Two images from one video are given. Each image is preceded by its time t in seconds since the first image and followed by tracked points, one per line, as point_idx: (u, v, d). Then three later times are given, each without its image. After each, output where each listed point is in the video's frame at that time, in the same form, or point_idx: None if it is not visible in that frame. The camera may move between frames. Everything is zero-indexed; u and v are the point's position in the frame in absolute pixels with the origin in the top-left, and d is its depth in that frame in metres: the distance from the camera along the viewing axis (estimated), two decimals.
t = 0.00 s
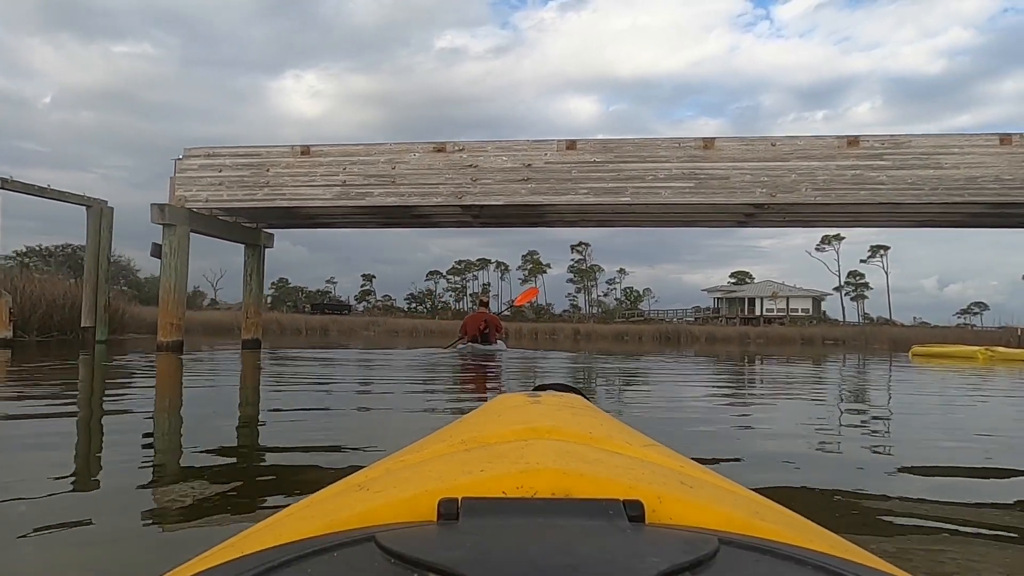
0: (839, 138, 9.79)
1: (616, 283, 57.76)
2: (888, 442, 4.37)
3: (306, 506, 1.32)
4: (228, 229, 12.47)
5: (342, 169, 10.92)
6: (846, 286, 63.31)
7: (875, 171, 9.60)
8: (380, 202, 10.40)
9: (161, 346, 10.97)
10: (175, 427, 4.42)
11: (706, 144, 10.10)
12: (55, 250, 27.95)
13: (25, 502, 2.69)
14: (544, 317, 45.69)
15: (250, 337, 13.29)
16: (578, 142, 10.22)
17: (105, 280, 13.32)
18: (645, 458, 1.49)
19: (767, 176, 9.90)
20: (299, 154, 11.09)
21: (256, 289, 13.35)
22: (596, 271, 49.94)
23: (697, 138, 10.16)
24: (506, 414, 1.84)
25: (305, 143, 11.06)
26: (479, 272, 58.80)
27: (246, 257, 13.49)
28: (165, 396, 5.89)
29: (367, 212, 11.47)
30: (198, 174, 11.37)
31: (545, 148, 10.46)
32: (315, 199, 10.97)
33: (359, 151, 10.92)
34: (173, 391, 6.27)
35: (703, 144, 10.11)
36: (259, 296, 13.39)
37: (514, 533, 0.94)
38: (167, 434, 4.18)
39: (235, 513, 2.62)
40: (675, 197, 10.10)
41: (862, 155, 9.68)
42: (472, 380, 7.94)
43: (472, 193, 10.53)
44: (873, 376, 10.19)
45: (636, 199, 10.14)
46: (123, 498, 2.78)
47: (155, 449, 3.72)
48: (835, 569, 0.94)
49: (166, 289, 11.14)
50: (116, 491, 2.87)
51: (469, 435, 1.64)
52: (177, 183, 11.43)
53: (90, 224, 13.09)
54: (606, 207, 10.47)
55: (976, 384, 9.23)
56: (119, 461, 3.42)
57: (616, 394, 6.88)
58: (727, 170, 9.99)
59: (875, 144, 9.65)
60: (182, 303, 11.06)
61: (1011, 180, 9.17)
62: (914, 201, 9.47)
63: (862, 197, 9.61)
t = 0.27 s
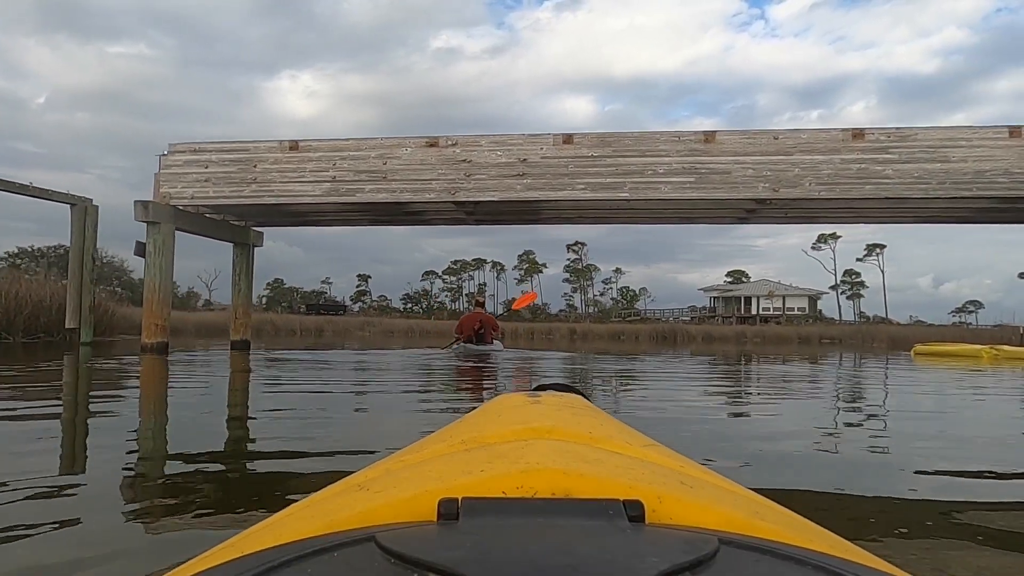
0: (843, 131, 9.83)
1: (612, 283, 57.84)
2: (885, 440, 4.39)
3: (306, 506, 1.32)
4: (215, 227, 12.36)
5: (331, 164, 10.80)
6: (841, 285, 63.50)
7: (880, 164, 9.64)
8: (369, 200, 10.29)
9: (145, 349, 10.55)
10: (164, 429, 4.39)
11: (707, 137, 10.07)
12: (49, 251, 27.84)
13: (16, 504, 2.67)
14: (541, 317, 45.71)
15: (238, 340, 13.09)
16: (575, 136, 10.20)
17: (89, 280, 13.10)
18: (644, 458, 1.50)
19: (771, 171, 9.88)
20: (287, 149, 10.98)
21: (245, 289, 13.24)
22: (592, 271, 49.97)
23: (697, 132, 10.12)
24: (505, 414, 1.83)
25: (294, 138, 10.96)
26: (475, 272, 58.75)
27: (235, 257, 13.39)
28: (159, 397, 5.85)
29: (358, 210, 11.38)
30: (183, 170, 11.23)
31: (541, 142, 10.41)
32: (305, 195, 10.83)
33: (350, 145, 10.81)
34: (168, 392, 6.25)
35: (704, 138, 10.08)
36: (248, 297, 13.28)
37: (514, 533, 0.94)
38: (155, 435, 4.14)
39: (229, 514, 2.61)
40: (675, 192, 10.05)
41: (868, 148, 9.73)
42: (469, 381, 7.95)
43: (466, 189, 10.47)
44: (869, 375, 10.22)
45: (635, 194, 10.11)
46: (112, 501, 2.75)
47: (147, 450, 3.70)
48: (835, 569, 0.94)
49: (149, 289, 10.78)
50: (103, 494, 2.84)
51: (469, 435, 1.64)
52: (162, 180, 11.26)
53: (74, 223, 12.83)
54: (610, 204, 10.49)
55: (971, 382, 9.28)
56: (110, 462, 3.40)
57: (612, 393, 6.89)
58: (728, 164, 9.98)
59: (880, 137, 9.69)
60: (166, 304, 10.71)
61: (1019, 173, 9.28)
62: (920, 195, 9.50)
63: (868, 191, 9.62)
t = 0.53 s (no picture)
0: (853, 127, 9.68)
1: (611, 283, 57.89)
2: (885, 442, 4.40)
3: (306, 507, 1.32)
4: (205, 222, 12.27)
5: (325, 159, 10.76)
6: (841, 286, 63.53)
7: (891, 160, 9.47)
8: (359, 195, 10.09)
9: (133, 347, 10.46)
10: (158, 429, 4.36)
11: (712, 132, 9.95)
12: (46, 248, 27.74)
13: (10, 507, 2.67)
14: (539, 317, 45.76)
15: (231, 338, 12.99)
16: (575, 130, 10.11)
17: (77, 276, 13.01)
18: (644, 458, 1.50)
19: (777, 166, 9.76)
20: (280, 143, 10.92)
21: (237, 287, 13.17)
22: (591, 271, 49.98)
23: (702, 127, 10.01)
24: (506, 414, 1.83)
25: (286, 131, 10.90)
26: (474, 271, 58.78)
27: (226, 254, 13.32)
28: (156, 396, 5.82)
29: (352, 205, 11.27)
30: (172, 164, 11.17)
31: (541, 137, 10.30)
32: (296, 189, 10.84)
33: (343, 140, 10.76)
34: (167, 391, 6.24)
35: (709, 132, 9.97)
36: (239, 294, 13.22)
37: (514, 533, 0.94)
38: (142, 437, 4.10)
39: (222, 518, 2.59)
40: (678, 188, 9.94)
41: (878, 144, 9.57)
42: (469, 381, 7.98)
43: (463, 184, 10.35)
44: (867, 377, 10.25)
45: (638, 190, 9.99)
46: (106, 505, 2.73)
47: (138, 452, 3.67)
48: (835, 569, 0.94)
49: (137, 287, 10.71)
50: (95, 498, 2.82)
51: (469, 435, 1.64)
52: (150, 173, 11.22)
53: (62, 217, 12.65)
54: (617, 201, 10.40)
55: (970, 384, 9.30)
56: (102, 465, 3.36)
57: (611, 394, 6.91)
58: (734, 160, 9.85)
59: (890, 132, 9.51)
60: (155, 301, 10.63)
61: None
62: (932, 192, 9.31)
63: (878, 188, 9.45)
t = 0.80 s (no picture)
0: (865, 121, 9.07)
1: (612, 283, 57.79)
2: (887, 445, 4.37)
3: (307, 506, 1.32)
4: (198, 217, 11.97)
5: (320, 152, 10.16)
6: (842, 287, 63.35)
7: (904, 158, 8.93)
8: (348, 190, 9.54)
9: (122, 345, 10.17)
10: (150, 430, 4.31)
11: (719, 126, 9.39)
12: (39, 246, 27.41)
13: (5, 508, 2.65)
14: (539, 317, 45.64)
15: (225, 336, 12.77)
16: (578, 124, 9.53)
17: (67, 272, 12.70)
18: (644, 459, 1.49)
19: (786, 163, 9.22)
20: (274, 136, 10.33)
21: (232, 284, 12.94)
22: (592, 271, 49.80)
23: (709, 121, 9.46)
24: (506, 415, 1.83)
25: (281, 124, 10.31)
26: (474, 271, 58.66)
27: (220, 251, 13.07)
28: (148, 397, 5.74)
29: (346, 200, 10.76)
30: (164, 157, 10.61)
31: (543, 130, 9.74)
32: (291, 184, 10.24)
33: (339, 132, 10.14)
34: (164, 391, 6.21)
35: (716, 127, 9.43)
36: (232, 292, 12.97)
37: (514, 533, 0.94)
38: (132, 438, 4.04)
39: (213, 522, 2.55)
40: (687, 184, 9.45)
41: (890, 141, 8.98)
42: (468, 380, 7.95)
43: (461, 179, 9.82)
44: (869, 379, 10.20)
45: (643, 185, 9.50)
46: (96, 508, 2.69)
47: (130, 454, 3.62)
48: (835, 570, 0.94)
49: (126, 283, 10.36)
50: (84, 501, 2.77)
51: (469, 435, 1.63)
52: (140, 166, 10.71)
53: (52, 212, 12.36)
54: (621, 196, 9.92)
55: (972, 387, 9.25)
56: (93, 467, 3.32)
57: (610, 395, 6.86)
58: (739, 155, 9.32)
59: (902, 128, 8.93)
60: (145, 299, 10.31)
61: None
62: (946, 189, 8.81)
63: (890, 185, 8.93)
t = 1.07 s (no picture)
0: (878, 116, 9.02)
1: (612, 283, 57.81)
2: (888, 446, 4.36)
3: (306, 507, 1.32)
4: (191, 213, 11.76)
5: (315, 146, 10.03)
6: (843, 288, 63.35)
7: (918, 153, 8.82)
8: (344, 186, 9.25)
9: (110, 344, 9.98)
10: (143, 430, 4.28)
11: (727, 120, 9.29)
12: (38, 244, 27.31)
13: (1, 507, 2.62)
14: (540, 318, 45.65)
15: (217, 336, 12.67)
16: (582, 118, 9.41)
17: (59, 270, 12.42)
18: (644, 459, 1.49)
19: (796, 158, 9.10)
20: (268, 130, 10.21)
21: (225, 283, 12.76)
22: (593, 271, 49.78)
23: (717, 115, 9.33)
24: (506, 414, 1.83)
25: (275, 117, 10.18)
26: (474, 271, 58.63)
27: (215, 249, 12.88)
28: (145, 397, 5.71)
29: (342, 195, 10.61)
30: (155, 151, 10.47)
31: (545, 124, 9.62)
32: (285, 179, 10.09)
33: (335, 126, 10.01)
34: (162, 391, 6.18)
35: (723, 120, 9.31)
36: (226, 291, 12.82)
37: (514, 532, 0.93)
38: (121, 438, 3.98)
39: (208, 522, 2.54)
40: (692, 181, 9.26)
41: (904, 134, 8.91)
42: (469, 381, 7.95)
43: (461, 173, 9.68)
44: (870, 380, 10.19)
45: (649, 181, 9.32)
46: (90, 507, 2.67)
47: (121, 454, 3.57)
48: (835, 570, 0.94)
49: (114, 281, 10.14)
50: (77, 499, 2.74)
51: (469, 436, 1.63)
52: (130, 161, 10.52)
53: (42, 207, 12.14)
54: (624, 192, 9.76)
55: (973, 388, 9.25)
56: (90, 467, 3.29)
57: (611, 395, 6.84)
58: (749, 149, 9.20)
59: (917, 122, 8.86)
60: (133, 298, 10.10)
61: None
62: (961, 185, 8.64)
63: (904, 181, 8.79)
